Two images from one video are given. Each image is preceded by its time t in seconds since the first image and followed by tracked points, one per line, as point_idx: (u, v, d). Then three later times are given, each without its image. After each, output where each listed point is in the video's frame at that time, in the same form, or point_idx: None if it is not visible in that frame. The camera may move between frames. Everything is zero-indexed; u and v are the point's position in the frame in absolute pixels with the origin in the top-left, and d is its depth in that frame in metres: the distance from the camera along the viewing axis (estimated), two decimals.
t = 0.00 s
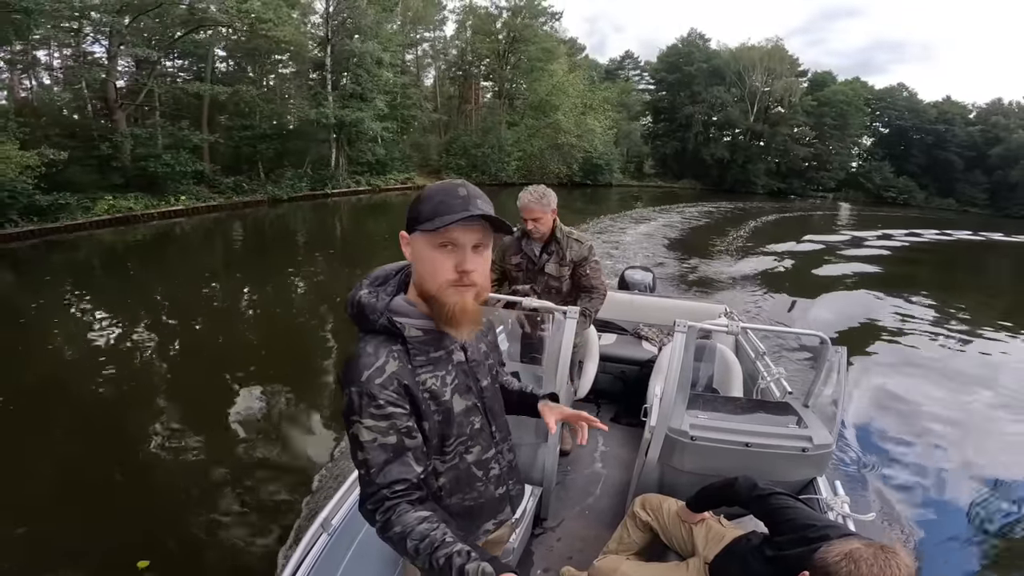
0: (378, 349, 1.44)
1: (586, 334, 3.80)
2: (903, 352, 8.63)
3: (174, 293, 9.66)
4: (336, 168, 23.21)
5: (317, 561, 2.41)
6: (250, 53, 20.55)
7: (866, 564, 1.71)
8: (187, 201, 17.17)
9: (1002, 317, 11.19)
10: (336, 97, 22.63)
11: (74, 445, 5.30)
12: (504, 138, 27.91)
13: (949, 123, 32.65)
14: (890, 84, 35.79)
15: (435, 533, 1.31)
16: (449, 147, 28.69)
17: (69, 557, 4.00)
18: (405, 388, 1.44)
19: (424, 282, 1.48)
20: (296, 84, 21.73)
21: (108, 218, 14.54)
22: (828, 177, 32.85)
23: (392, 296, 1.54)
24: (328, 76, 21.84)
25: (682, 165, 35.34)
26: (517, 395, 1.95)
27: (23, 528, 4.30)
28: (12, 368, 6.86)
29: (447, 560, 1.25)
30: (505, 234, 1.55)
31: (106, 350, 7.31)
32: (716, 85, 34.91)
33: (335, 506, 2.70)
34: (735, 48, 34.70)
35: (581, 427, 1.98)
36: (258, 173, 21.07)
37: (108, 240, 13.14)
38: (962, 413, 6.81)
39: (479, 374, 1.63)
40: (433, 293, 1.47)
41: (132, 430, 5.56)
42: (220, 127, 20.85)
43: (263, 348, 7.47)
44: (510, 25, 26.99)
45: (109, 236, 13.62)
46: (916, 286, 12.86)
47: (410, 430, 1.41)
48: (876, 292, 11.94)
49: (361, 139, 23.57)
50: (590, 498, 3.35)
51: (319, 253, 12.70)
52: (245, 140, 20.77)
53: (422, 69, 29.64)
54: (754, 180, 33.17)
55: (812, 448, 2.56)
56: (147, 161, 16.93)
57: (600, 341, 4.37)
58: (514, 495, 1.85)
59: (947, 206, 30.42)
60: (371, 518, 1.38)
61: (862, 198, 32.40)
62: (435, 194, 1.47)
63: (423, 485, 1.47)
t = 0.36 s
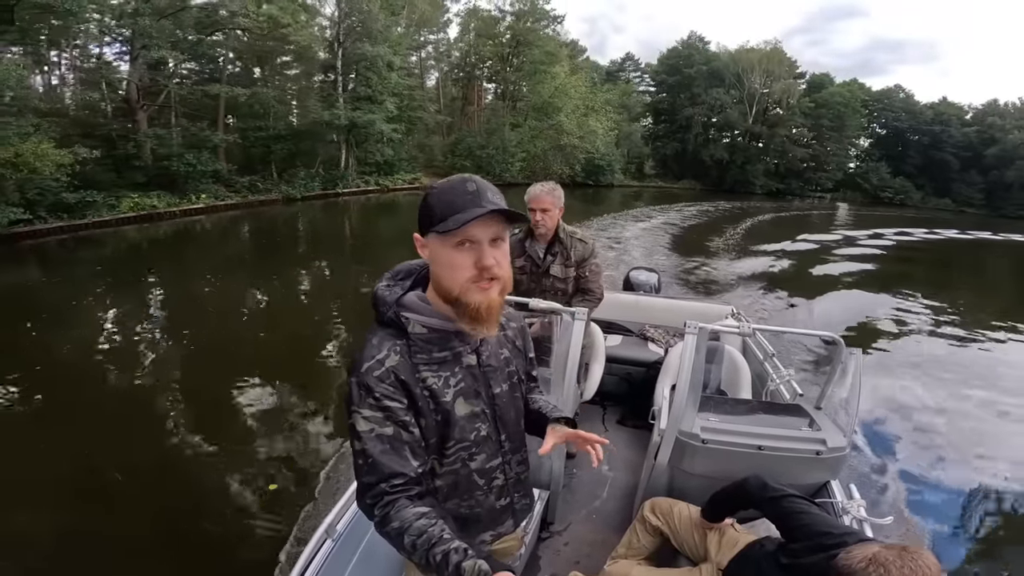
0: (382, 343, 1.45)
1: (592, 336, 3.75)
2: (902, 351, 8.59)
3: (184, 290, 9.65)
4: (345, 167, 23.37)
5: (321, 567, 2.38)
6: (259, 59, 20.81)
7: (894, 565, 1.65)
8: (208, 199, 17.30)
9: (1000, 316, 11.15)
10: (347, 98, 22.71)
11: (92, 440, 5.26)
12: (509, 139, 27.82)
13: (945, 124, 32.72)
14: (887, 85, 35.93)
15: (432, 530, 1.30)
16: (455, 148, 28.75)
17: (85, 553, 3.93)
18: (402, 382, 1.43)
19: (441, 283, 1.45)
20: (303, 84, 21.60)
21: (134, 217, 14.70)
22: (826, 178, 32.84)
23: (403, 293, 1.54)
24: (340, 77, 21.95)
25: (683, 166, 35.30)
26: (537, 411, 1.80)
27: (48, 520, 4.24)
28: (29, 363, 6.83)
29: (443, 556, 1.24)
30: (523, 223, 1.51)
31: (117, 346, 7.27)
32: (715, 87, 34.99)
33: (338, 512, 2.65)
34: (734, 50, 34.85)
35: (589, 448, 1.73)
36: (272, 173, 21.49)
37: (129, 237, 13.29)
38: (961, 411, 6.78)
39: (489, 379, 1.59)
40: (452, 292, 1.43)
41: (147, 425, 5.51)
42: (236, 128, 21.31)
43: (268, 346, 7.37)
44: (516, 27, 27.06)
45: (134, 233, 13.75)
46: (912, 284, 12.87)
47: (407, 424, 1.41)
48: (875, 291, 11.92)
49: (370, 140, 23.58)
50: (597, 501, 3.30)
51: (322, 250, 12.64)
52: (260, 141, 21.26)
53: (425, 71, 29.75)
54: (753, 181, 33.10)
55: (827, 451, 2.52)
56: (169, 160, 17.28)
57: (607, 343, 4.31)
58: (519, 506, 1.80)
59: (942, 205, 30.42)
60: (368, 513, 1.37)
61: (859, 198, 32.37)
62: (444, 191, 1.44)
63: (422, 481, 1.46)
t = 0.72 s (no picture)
0: (384, 350, 1.43)
1: (595, 339, 3.72)
2: (903, 351, 8.54)
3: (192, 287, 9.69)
4: (354, 168, 23.41)
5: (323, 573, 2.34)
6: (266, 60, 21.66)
7: None
8: (227, 199, 17.68)
9: (998, 315, 11.07)
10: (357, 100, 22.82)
11: (98, 434, 5.29)
12: (512, 141, 27.84)
13: (940, 125, 32.69)
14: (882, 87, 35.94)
15: (432, 539, 1.28)
16: (458, 150, 28.78)
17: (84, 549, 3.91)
18: (404, 391, 1.41)
19: (444, 289, 1.42)
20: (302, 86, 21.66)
21: (155, 213, 15.10)
22: (823, 178, 32.84)
23: (405, 300, 1.52)
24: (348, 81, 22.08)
25: (682, 167, 35.23)
26: (541, 424, 1.78)
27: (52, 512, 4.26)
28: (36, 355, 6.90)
29: (443, 566, 1.24)
30: (532, 237, 1.49)
31: (121, 342, 7.31)
32: (713, 89, 35.02)
33: (340, 518, 2.62)
34: (732, 52, 34.85)
35: (595, 461, 1.70)
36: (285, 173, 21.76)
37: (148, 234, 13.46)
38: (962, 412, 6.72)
39: (493, 387, 1.57)
40: (453, 300, 1.41)
41: (153, 421, 5.50)
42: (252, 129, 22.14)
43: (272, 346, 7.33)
44: (518, 31, 27.13)
45: (156, 231, 14.01)
46: (910, 284, 12.81)
47: (408, 433, 1.38)
48: (873, 290, 11.87)
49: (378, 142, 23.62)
50: (601, 505, 3.27)
51: (324, 250, 12.64)
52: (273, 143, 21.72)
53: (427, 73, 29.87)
54: (750, 181, 33.15)
55: (834, 454, 2.49)
56: (189, 161, 17.57)
57: (609, 346, 4.28)
58: (523, 514, 1.78)
59: (937, 205, 30.34)
60: (367, 522, 1.35)
61: (855, 198, 32.37)
62: (454, 197, 1.40)
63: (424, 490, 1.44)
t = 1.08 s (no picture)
0: (377, 346, 1.42)
1: (591, 338, 3.72)
2: (896, 348, 8.56)
3: (193, 286, 9.68)
4: (357, 169, 23.46)
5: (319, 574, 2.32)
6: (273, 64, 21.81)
7: None
8: (239, 199, 17.90)
9: (984, 311, 11.12)
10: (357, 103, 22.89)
11: (98, 432, 5.28)
12: (510, 142, 27.88)
13: (926, 125, 32.85)
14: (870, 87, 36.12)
15: (421, 537, 1.29)
16: (457, 151, 28.84)
17: (83, 547, 3.91)
18: (395, 388, 1.40)
19: (438, 283, 1.41)
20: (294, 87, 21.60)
21: (170, 213, 15.37)
22: (813, 178, 32.99)
23: (400, 295, 1.51)
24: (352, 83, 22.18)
25: (676, 167, 35.28)
26: (538, 427, 1.77)
27: (51, 510, 4.26)
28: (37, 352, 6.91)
29: (431, 565, 1.23)
30: (529, 234, 1.47)
31: (121, 340, 7.31)
32: (705, 91, 35.10)
33: (336, 518, 2.60)
34: (724, 55, 34.91)
35: (588, 469, 1.69)
36: (290, 174, 21.98)
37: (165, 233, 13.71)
38: (951, 406, 6.74)
39: (489, 385, 1.56)
40: (447, 295, 1.40)
41: (154, 419, 5.50)
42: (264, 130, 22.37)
43: (270, 345, 7.31)
44: (515, 35, 27.18)
45: (170, 229, 14.26)
46: (899, 281, 12.87)
47: (399, 431, 1.38)
48: (862, 287, 11.92)
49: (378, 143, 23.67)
50: (598, 505, 3.26)
51: (320, 249, 12.62)
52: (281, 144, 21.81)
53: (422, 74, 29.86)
54: (742, 181, 33.30)
55: (831, 452, 2.49)
56: (200, 161, 17.78)
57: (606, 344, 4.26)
58: (520, 514, 1.77)
59: (923, 204, 30.51)
60: (357, 518, 1.35)
61: (845, 197, 32.57)
62: (453, 192, 1.38)
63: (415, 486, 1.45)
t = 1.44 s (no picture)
0: (374, 347, 1.41)
1: (585, 338, 3.74)
2: (880, 344, 8.71)
3: (187, 287, 9.64)
4: (352, 172, 23.65)
5: None
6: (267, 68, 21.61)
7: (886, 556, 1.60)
8: (244, 199, 18.55)
9: (962, 306, 11.30)
10: (356, 107, 22.91)
11: (91, 432, 5.23)
12: (502, 143, 28.01)
13: (903, 126, 33.38)
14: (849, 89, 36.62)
15: (417, 537, 1.31)
16: (450, 153, 28.85)
17: (76, 546, 3.88)
18: (393, 389, 1.39)
19: (445, 288, 1.40)
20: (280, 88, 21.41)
21: (176, 214, 15.60)
22: (795, 177, 33.43)
23: (397, 295, 1.50)
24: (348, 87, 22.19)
25: (662, 167, 35.52)
26: (542, 426, 1.77)
27: (44, 509, 4.21)
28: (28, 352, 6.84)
29: (427, 564, 1.26)
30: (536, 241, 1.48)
31: (114, 339, 7.26)
32: (690, 93, 35.32)
33: (334, 521, 2.58)
34: (708, 57, 35.17)
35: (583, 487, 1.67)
36: (288, 176, 22.12)
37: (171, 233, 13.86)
38: (935, 400, 6.82)
39: (488, 383, 1.55)
40: (455, 301, 1.39)
41: (147, 419, 5.45)
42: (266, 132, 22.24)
43: (263, 345, 7.25)
44: (506, 38, 27.26)
45: (176, 229, 14.40)
46: (881, 278, 13.05)
47: (396, 432, 1.39)
48: (845, 285, 12.10)
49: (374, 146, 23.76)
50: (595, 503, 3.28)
51: (311, 249, 12.58)
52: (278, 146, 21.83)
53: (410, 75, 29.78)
54: (726, 181, 33.65)
55: (825, 449, 2.53)
56: (203, 163, 17.98)
57: (600, 344, 4.29)
58: (521, 512, 1.76)
59: (900, 202, 31.04)
60: (354, 518, 1.37)
61: (825, 196, 33.08)
62: (468, 198, 1.37)
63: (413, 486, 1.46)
